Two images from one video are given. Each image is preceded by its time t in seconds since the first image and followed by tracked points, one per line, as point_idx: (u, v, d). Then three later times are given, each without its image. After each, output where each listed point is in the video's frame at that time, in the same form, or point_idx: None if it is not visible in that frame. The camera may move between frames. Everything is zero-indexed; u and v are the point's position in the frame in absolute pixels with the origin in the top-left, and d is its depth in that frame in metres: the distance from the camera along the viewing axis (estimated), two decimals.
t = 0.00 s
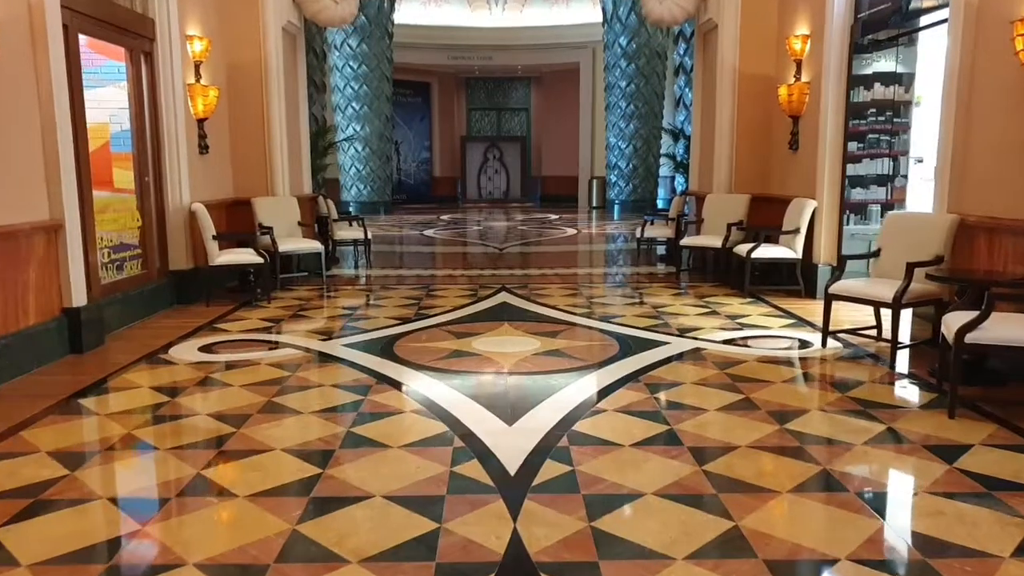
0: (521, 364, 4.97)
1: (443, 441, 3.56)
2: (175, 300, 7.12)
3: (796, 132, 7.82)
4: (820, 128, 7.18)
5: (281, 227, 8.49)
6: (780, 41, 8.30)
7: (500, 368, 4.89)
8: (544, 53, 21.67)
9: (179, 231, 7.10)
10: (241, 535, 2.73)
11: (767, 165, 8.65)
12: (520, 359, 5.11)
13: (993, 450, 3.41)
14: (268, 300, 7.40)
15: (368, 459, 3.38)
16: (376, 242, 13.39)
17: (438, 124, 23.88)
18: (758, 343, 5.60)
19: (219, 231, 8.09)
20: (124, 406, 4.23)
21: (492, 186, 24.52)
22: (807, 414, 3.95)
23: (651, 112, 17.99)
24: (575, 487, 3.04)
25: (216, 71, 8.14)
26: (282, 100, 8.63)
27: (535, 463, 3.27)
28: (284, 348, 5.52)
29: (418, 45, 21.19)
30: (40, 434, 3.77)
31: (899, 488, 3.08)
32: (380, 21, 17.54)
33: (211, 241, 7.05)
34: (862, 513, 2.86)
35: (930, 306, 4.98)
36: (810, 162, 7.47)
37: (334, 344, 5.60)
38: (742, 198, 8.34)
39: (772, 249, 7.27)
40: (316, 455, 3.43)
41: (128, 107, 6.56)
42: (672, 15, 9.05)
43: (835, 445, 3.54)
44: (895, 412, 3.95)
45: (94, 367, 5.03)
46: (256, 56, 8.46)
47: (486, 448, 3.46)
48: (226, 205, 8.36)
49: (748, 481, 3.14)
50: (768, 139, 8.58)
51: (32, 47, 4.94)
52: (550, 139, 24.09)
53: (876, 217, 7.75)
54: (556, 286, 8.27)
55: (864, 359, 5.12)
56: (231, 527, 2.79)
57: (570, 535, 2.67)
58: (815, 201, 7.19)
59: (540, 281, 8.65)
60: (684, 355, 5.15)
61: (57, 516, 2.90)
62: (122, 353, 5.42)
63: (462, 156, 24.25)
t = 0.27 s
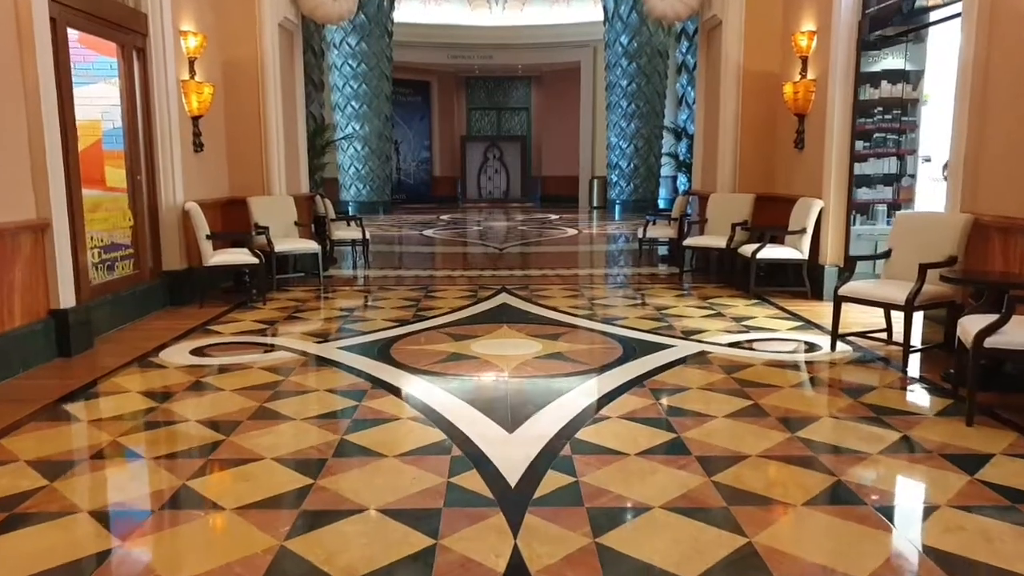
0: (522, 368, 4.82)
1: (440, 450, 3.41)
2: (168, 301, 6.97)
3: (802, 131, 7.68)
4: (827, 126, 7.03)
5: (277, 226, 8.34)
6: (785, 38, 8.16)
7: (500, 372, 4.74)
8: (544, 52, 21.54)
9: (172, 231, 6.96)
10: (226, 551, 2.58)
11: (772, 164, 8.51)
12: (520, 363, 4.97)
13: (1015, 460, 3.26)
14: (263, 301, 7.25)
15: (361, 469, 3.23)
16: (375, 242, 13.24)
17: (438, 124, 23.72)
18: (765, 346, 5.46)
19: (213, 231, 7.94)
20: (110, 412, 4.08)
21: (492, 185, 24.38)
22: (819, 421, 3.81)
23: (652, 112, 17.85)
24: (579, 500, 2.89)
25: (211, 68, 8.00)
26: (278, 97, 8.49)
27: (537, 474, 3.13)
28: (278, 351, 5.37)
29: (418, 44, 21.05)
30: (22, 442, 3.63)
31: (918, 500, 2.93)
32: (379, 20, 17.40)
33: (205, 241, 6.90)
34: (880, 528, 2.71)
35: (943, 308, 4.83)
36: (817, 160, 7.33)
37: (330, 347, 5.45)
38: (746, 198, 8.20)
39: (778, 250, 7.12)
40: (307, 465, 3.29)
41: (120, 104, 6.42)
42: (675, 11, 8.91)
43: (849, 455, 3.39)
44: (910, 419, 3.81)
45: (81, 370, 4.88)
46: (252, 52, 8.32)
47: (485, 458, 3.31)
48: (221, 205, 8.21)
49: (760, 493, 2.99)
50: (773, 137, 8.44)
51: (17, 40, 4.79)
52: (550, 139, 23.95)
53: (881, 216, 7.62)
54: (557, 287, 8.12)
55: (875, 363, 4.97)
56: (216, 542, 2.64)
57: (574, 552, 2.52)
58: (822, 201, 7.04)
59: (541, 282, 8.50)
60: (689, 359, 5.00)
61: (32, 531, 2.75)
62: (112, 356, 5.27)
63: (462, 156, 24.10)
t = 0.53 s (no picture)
0: (524, 377, 4.66)
1: (440, 467, 3.25)
2: (161, 306, 6.81)
3: (809, 132, 7.53)
4: (836, 128, 6.88)
5: (274, 229, 8.19)
6: (792, 37, 8.01)
7: (501, 381, 4.58)
8: (545, 52, 21.40)
9: (166, 234, 6.80)
10: None
11: (778, 166, 8.36)
12: (523, 371, 4.81)
13: None
14: (259, 305, 7.09)
15: (356, 488, 3.07)
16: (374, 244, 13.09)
17: (438, 124, 23.57)
18: (774, 353, 5.30)
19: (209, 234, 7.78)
20: (97, 424, 3.92)
21: (492, 186, 24.23)
22: (834, 435, 3.65)
23: (654, 112, 17.70)
24: (587, 523, 2.73)
25: (206, 67, 7.85)
26: (275, 98, 8.34)
27: (541, 494, 2.97)
28: (273, 358, 5.21)
29: (418, 44, 20.90)
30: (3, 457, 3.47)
31: (945, 523, 2.78)
32: (379, 19, 17.24)
33: (199, 244, 6.74)
34: (906, 555, 2.56)
35: (960, 315, 4.68)
36: (825, 162, 7.17)
37: (326, 354, 5.29)
38: (752, 200, 8.05)
39: (785, 254, 6.97)
40: (300, 483, 3.13)
41: (112, 104, 6.26)
42: (679, 10, 8.76)
43: (868, 472, 3.23)
44: (930, 434, 3.65)
45: (68, 379, 4.72)
46: (248, 51, 8.17)
47: (487, 476, 3.15)
48: (217, 206, 8.06)
49: (777, 515, 2.83)
50: (780, 138, 8.28)
51: (3, 38, 4.63)
52: (551, 139, 23.80)
53: (889, 218, 7.49)
54: (559, 291, 7.96)
55: (889, 371, 4.82)
56: (202, 570, 2.49)
57: None
58: (831, 204, 6.89)
59: (543, 285, 8.35)
60: (697, 368, 4.84)
61: (6, 556, 2.59)
62: (101, 363, 5.11)
63: (462, 156, 23.94)
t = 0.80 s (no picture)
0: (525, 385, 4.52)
1: (437, 484, 3.11)
2: (154, 310, 6.68)
3: (814, 132, 7.40)
4: (843, 128, 6.75)
5: (270, 231, 8.06)
6: (796, 36, 7.87)
7: (501, 389, 4.45)
8: (545, 52, 21.27)
9: (159, 237, 6.67)
10: None
11: (782, 167, 8.23)
12: (524, 378, 4.68)
13: None
14: (254, 309, 6.96)
15: (350, 506, 2.94)
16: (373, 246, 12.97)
17: (438, 125, 23.42)
18: (781, 359, 5.17)
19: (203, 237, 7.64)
20: (82, 436, 3.78)
21: (492, 187, 24.09)
22: (846, 447, 3.53)
23: (654, 112, 17.56)
24: (591, 545, 2.60)
25: (201, 67, 7.72)
26: (271, 98, 8.22)
27: (543, 513, 2.83)
28: (266, 365, 5.07)
29: (418, 44, 20.76)
30: None
31: (968, 543, 2.65)
32: (378, 19, 17.10)
33: (193, 247, 6.61)
34: None
35: (973, 321, 4.54)
36: (831, 164, 7.04)
37: (321, 361, 5.16)
38: (756, 202, 7.92)
39: (790, 257, 6.84)
40: (291, 500, 2.99)
41: (104, 104, 6.13)
42: (682, 8, 8.63)
43: (884, 487, 3.10)
44: (946, 446, 3.52)
45: (56, 387, 4.58)
46: (244, 51, 8.05)
47: (486, 494, 3.02)
48: (212, 209, 7.93)
49: (790, 535, 2.70)
50: (784, 139, 8.15)
51: None
52: (551, 140, 23.67)
53: (893, 221, 6.93)
54: (560, 294, 7.82)
55: (899, 379, 4.70)
56: None
57: None
58: (837, 207, 6.77)
59: (543, 288, 8.22)
60: (702, 375, 4.71)
61: None
62: (90, 370, 4.98)
63: (462, 157, 23.80)
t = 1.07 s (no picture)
0: (524, 390, 4.39)
1: (431, 496, 2.97)
2: (146, 312, 6.54)
3: (819, 131, 7.27)
4: (848, 127, 6.62)
5: (265, 232, 7.93)
6: (801, 33, 7.74)
7: (499, 394, 4.32)
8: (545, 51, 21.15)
9: (152, 238, 6.55)
10: None
11: (786, 166, 8.10)
12: (523, 383, 4.55)
13: None
14: (248, 311, 6.83)
15: (341, 519, 2.81)
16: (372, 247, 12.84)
17: (437, 125, 23.29)
18: (787, 363, 5.04)
19: (197, 237, 7.52)
20: (65, 444, 3.65)
21: (492, 187, 23.95)
22: (858, 456, 3.40)
23: (655, 112, 17.43)
24: (594, 563, 2.47)
25: (195, 65, 7.60)
26: (267, 97, 8.09)
27: (542, 528, 2.70)
28: (259, 369, 4.94)
29: (417, 44, 20.64)
30: None
31: (990, 559, 2.52)
32: (377, 18, 16.97)
33: (185, 248, 6.48)
34: None
35: (986, 324, 4.41)
36: (836, 163, 6.91)
37: (315, 365, 5.03)
38: (759, 202, 7.79)
39: (795, 257, 6.71)
40: (279, 513, 2.86)
41: (95, 102, 6.00)
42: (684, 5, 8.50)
43: (899, 498, 2.97)
44: (961, 455, 3.39)
45: (41, 393, 4.45)
46: (239, 49, 7.93)
47: (482, 507, 2.89)
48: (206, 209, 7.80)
49: (802, 550, 2.57)
50: (787, 138, 8.03)
51: None
52: (551, 140, 23.54)
53: (898, 221, 6.75)
54: (560, 296, 7.70)
55: (910, 383, 4.57)
56: None
57: None
58: (843, 207, 6.64)
59: (543, 289, 8.09)
60: (706, 380, 4.58)
61: None
62: (78, 374, 4.85)
63: (462, 157, 23.66)
